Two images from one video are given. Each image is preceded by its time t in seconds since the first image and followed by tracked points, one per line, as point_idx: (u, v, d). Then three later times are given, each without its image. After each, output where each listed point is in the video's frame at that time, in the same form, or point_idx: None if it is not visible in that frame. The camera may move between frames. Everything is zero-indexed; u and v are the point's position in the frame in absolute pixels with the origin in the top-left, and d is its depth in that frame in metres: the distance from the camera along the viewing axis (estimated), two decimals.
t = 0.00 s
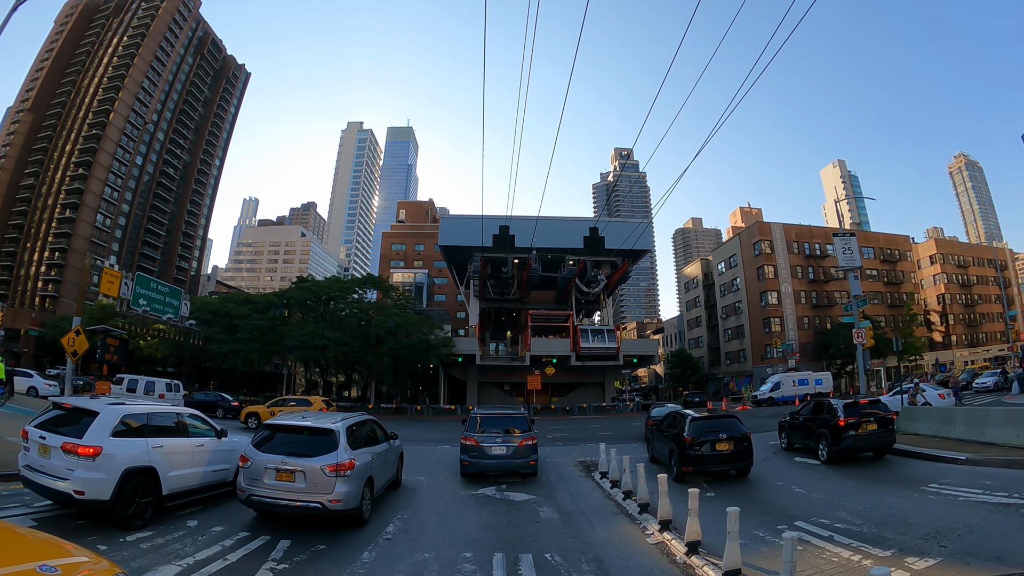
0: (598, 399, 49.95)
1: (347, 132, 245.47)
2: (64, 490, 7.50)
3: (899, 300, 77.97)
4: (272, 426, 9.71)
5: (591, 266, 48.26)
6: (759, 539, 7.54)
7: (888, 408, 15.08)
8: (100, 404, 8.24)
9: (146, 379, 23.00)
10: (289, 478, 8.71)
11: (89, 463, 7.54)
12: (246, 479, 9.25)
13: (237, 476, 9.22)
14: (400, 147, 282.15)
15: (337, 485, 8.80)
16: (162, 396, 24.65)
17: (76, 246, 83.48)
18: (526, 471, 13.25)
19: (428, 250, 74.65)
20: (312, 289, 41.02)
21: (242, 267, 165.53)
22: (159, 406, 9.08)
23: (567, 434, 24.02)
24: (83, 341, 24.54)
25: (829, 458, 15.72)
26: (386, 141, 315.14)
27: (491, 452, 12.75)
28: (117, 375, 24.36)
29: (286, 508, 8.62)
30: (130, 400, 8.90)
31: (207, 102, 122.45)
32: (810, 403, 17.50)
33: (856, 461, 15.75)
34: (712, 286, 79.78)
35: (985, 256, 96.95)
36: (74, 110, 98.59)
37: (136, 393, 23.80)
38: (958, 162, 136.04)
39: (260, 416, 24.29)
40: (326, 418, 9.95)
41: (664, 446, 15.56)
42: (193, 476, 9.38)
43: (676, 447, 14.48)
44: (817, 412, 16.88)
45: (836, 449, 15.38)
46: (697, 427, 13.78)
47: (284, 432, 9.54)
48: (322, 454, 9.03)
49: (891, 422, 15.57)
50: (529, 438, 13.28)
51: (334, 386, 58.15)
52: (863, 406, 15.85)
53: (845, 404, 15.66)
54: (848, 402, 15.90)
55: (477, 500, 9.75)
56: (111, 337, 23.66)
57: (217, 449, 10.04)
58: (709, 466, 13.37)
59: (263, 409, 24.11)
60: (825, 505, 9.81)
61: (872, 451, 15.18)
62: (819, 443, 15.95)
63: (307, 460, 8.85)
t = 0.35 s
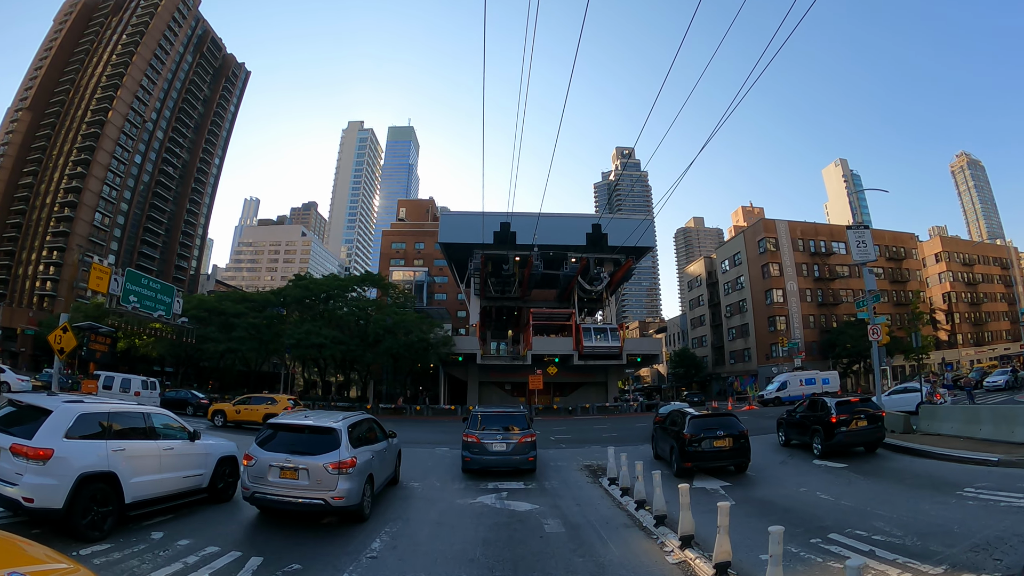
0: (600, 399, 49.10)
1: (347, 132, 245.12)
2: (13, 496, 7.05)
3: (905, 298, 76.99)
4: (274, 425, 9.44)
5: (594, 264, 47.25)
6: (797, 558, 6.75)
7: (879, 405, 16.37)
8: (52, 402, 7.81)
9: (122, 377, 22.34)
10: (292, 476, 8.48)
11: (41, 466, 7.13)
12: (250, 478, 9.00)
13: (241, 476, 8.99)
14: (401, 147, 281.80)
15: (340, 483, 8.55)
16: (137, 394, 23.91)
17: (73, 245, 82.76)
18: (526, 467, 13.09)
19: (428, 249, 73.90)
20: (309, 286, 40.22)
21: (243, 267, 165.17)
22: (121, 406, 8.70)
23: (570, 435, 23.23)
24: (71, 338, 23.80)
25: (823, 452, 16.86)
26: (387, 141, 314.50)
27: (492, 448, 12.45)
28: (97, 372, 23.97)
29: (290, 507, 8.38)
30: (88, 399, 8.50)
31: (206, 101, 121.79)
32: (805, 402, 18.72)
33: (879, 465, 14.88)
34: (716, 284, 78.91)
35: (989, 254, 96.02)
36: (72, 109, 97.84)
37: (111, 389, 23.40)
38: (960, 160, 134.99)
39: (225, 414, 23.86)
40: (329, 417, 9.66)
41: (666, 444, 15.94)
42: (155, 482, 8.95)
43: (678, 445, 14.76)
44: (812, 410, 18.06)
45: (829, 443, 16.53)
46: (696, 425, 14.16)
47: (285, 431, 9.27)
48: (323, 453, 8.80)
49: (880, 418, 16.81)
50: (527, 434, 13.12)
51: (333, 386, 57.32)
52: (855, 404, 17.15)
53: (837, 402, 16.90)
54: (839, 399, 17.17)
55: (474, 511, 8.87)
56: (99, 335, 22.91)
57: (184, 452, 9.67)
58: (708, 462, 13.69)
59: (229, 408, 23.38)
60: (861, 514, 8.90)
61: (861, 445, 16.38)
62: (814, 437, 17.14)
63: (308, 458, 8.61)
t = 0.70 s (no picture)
0: (604, 400, 48.16)
1: (349, 131, 244.40)
2: None
3: (912, 297, 75.85)
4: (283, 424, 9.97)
5: (597, 261, 46.22)
6: None
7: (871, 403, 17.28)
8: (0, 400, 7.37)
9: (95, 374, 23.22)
10: (301, 471, 9.05)
11: None
12: (260, 474, 9.54)
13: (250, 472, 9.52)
14: (402, 147, 281.36)
15: (346, 478, 9.15)
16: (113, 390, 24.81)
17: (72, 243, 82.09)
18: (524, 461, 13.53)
19: (429, 247, 73.10)
20: (306, 284, 39.48)
21: (244, 267, 164.69)
22: (76, 404, 8.26)
23: (573, 438, 22.42)
24: (58, 335, 22.89)
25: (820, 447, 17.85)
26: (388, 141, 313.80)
27: (493, 445, 13.01)
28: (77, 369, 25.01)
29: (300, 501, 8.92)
30: (43, 397, 8.07)
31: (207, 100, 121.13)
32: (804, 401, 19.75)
33: (904, 469, 14.02)
34: (720, 283, 78.07)
35: (996, 253, 95.02)
36: (72, 108, 97.22)
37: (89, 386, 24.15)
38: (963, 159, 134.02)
39: (195, 412, 23.51)
40: (335, 415, 10.23)
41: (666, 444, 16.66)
42: (116, 488, 8.45)
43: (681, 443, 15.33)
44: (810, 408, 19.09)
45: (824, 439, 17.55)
46: (698, 423, 14.75)
47: (291, 429, 9.78)
48: (330, 450, 9.38)
49: (874, 416, 17.75)
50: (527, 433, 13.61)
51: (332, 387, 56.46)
52: (850, 402, 18.11)
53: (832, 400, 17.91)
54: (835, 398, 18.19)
55: (472, 524, 7.96)
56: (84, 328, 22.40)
57: (150, 455, 9.16)
58: (709, 459, 14.27)
59: (195, 407, 22.95)
60: (905, 526, 8.06)
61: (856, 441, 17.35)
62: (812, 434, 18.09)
63: (316, 454, 9.21)
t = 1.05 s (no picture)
0: (607, 401, 47.20)
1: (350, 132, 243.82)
2: None
3: (920, 295, 74.58)
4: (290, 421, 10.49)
5: (600, 258, 45.22)
6: None
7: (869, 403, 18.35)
8: None
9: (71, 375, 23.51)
10: (307, 466, 9.59)
11: None
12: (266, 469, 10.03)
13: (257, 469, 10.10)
14: (403, 148, 280.79)
15: (350, 472, 9.76)
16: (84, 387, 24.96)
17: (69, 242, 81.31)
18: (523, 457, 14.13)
19: (429, 246, 72.23)
20: (303, 282, 38.55)
21: (245, 267, 164.19)
22: (23, 401, 7.34)
23: (577, 440, 21.43)
24: (41, 332, 21.91)
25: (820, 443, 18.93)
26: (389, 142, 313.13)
27: (494, 442, 13.72)
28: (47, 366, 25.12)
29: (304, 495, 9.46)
30: None
31: (206, 99, 120.33)
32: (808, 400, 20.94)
33: (937, 473, 13.01)
34: (724, 282, 77.10)
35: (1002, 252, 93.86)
36: (71, 106, 96.43)
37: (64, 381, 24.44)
38: (967, 158, 133.07)
39: (163, 410, 22.97)
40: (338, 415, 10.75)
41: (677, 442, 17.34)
42: (72, 495, 7.56)
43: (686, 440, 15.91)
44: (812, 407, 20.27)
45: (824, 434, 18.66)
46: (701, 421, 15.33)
47: (295, 426, 10.34)
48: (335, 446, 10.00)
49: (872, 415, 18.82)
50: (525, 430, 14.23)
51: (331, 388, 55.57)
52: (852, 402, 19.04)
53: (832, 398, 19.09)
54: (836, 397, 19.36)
55: (468, 544, 6.96)
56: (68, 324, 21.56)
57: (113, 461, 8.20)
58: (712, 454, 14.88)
59: (164, 403, 22.71)
60: (965, 540, 7.17)
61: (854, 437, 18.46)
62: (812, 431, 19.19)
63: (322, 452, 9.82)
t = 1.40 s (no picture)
0: (611, 402, 46.06)
1: (352, 132, 242.86)
2: None
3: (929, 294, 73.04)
4: (287, 420, 11.30)
5: (604, 256, 43.91)
6: None
7: (872, 403, 19.81)
8: None
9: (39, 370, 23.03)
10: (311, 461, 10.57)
11: None
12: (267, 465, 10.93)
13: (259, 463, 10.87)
14: (404, 148, 279.96)
15: (348, 466, 10.73)
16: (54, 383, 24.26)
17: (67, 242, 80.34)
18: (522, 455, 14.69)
19: (430, 245, 71.27)
20: (299, 279, 37.50)
21: (246, 267, 163.62)
22: None
23: (584, 443, 20.39)
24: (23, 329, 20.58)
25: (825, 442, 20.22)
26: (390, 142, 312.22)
27: (493, 443, 14.12)
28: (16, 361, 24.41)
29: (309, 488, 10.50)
30: None
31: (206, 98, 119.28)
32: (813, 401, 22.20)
33: (981, 478, 11.92)
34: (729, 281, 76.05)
35: (1010, 250, 92.49)
36: (70, 105, 95.40)
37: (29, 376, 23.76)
38: (972, 156, 131.76)
39: (130, 408, 22.27)
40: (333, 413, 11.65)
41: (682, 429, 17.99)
42: (30, 503, 6.72)
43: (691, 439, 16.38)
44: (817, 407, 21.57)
45: (830, 434, 20.01)
46: (708, 420, 15.87)
47: (293, 423, 11.21)
48: (335, 441, 10.95)
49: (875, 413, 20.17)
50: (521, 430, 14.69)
51: (329, 389, 54.49)
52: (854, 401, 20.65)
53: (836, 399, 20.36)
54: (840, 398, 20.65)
55: (463, 574, 5.87)
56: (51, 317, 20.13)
57: (71, 464, 7.23)
58: (720, 450, 15.40)
59: (132, 400, 21.96)
60: None
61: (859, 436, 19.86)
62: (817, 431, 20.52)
63: (324, 447, 10.77)
